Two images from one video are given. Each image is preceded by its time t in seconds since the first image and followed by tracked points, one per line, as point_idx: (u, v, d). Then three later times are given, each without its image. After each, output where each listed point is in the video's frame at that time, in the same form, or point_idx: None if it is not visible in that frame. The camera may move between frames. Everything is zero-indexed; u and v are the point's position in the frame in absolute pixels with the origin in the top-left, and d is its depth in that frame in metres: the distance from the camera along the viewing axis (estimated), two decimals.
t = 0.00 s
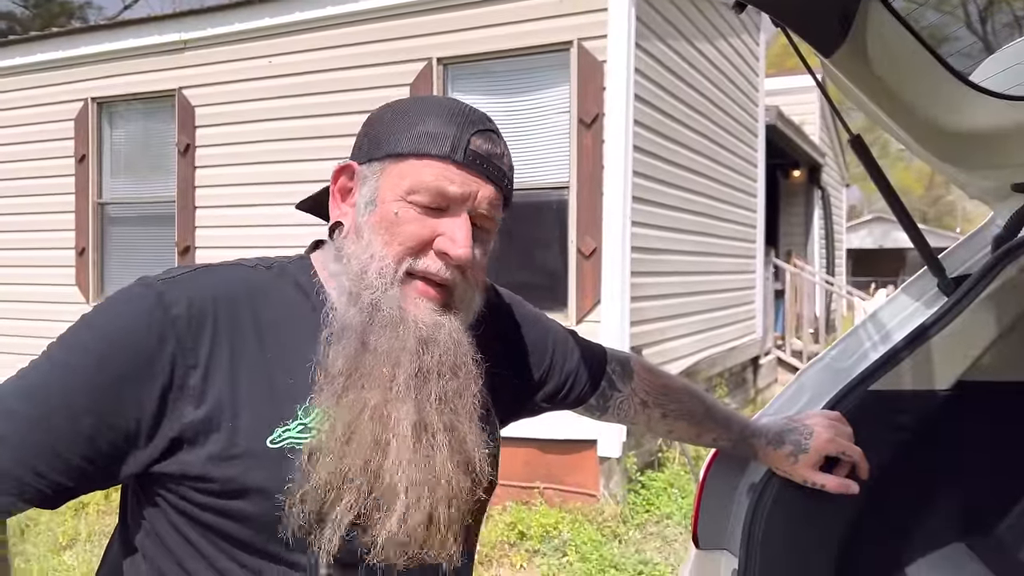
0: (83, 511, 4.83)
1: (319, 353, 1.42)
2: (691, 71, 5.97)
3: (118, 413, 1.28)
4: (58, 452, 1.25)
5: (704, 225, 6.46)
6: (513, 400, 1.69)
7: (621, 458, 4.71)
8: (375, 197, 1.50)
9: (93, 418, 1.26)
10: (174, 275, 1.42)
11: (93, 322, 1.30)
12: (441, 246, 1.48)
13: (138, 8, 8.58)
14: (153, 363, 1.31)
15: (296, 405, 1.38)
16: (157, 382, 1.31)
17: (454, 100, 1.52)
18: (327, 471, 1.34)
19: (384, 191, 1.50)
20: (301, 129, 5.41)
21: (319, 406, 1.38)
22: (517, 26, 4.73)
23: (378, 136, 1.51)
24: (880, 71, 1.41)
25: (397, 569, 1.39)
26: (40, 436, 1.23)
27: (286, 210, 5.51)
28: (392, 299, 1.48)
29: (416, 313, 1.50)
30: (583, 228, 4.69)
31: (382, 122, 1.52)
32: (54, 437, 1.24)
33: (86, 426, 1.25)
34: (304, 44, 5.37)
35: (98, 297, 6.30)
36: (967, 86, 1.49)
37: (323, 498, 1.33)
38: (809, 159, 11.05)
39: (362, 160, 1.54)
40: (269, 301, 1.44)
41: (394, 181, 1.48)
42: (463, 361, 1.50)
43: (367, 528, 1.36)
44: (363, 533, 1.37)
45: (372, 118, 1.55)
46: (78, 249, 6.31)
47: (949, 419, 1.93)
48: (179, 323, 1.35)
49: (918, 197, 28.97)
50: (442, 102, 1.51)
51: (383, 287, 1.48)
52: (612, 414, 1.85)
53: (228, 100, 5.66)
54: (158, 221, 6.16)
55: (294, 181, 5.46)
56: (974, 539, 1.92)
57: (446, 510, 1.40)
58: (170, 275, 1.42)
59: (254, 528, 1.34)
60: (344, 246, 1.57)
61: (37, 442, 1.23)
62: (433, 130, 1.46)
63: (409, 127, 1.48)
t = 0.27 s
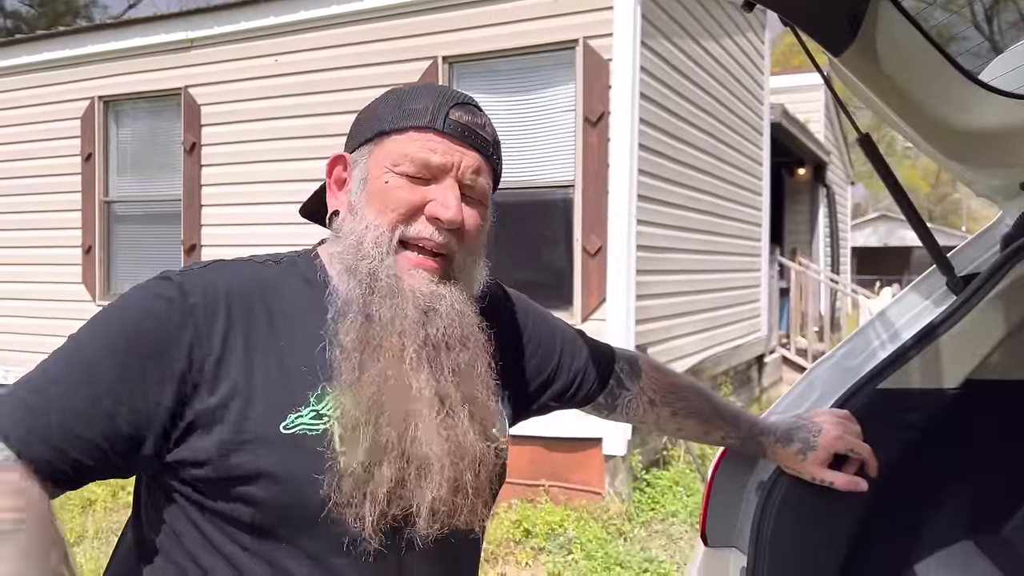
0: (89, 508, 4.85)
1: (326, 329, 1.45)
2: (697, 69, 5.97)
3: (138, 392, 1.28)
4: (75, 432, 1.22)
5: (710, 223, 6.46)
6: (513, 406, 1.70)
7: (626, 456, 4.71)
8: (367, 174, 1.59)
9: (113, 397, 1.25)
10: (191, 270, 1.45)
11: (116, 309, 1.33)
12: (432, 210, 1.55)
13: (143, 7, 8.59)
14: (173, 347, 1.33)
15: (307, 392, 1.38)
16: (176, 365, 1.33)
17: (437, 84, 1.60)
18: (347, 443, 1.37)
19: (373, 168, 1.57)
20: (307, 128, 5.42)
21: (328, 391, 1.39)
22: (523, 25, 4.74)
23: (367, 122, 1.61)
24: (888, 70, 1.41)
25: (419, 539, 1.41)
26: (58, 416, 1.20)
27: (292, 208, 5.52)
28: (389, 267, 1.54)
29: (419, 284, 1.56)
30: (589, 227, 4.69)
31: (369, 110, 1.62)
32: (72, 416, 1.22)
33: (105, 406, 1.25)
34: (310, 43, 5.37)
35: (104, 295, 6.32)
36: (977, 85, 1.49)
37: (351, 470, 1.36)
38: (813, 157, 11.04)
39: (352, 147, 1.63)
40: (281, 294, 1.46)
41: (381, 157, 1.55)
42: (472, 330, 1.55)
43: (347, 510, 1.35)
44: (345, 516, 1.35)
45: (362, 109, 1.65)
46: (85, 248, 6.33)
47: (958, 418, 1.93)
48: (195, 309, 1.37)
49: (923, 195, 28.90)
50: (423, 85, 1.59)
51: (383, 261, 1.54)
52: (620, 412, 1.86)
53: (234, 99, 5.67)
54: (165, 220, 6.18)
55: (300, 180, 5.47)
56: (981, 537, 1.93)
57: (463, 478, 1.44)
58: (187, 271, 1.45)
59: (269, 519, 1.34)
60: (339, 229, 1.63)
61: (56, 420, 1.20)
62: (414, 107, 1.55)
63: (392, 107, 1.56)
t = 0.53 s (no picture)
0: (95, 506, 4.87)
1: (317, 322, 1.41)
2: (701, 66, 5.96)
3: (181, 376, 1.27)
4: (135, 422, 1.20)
5: (714, 221, 6.45)
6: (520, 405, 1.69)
7: (631, 454, 4.70)
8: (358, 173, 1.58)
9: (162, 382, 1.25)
10: (203, 263, 1.45)
11: (141, 308, 1.33)
12: (424, 205, 1.50)
13: (147, 4, 8.60)
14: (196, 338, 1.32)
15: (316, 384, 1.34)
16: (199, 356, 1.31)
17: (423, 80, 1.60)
18: (347, 437, 1.33)
19: (363, 165, 1.56)
20: (311, 125, 5.42)
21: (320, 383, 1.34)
22: (527, 22, 4.73)
23: (356, 120, 1.61)
24: (897, 68, 1.41)
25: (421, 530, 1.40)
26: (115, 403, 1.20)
27: (296, 206, 5.53)
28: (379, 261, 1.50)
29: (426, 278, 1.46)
30: (593, 224, 4.70)
31: (358, 108, 1.62)
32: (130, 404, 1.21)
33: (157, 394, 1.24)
34: (314, 41, 5.37)
35: (109, 293, 6.33)
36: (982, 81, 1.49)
37: (348, 463, 1.32)
38: (818, 154, 11.02)
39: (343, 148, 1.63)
40: (286, 281, 1.46)
41: (372, 154, 1.55)
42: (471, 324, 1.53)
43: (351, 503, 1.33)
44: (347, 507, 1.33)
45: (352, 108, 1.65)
46: (90, 245, 6.34)
47: (963, 414, 1.94)
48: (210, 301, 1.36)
49: (927, 193, 28.85)
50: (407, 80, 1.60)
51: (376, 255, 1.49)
52: (627, 410, 1.87)
53: (238, 96, 5.68)
54: (169, 217, 6.19)
55: (304, 177, 5.48)
56: (987, 534, 1.92)
57: (463, 468, 1.43)
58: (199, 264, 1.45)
59: (289, 525, 1.32)
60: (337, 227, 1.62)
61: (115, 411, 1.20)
62: (402, 102, 1.55)
63: (380, 103, 1.57)
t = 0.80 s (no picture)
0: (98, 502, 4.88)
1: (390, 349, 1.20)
2: (704, 65, 5.96)
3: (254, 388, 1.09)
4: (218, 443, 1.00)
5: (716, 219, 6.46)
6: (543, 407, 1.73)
7: (633, 452, 4.71)
8: (431, 187, 1.34)
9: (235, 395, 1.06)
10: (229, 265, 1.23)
11: (174, 319, 1.11)
12: (501, 232, 1.37)
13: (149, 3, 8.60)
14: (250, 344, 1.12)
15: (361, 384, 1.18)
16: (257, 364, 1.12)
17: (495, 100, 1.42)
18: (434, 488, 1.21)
19: (441, 181, 1.34)
20: (314, 123, 5.42)
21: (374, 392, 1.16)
22: (529, 20, 4.73)
23: (417, 126, 1.35)
24: (900, 67, 1.41)
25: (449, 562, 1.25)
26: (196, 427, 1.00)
27: (299, 204, 5.53)
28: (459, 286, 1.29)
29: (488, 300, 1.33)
30: (595, 222, 4.69)
31: (414, 112, 1.37)
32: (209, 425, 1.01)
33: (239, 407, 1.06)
34: (317, 38, 5.37)
35: (111, 291, 6.34)
36: (988, 80, 1.48)
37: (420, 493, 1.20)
38: (820, 152, 11.02)
39: (408, 151, 1.35)
40: (327, 277, 1.27)
41: (455, 170, 1.33)
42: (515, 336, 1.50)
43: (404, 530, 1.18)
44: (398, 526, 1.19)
45: (404, 109, 1.39)
46: (92, 243, 6.34)
47: (965, 413, 1.93)
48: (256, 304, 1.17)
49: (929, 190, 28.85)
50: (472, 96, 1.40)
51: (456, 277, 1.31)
52: (630, 410, 1.87)
53: (241, 94, 5.68)
54: (172, 215, 6.20)
55: (307, 175, 5.48)
56: (991, 533, 1.93)
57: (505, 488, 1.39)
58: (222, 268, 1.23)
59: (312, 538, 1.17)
60: (389, 238, 1.34)
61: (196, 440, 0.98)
62: (481, 120, 1.35)
63: (454, 114, 1.35)
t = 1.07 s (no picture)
0: (100, 498, 4.89)
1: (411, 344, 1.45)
2: (705, 61, 5.96)
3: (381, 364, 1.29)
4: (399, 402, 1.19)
5: (717, 216, 6.46)
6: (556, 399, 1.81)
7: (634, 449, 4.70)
8: (411, 196, 1.47)
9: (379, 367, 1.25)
10: (290, 260, 1.34)
11: (292, 307, 1.22)
12: (488, 228, 1.49)
13: None
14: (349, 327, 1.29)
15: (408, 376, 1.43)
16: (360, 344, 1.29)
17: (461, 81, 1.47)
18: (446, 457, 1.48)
19: (420, 188, 1.45)
20: (315, 120, 5.42)
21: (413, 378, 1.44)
22: (531, 17, 4.73)
23: (389, 136, 1.46)
24: (900, 61, 1.41)
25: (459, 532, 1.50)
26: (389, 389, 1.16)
27: (300, 201, 5.53)
28: (453, 289, 1.50)
29: (479, 297, 1.54)
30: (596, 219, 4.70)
31: (385, 120, 1.47)
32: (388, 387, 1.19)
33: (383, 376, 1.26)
34: (318, 35, 5.37)
35: (112, 287, 6.34)
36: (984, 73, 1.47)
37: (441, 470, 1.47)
38: (821, 149, 11.01)
39: (384, 161, 1.48)
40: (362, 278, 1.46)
41: (432, 174, 1.44)
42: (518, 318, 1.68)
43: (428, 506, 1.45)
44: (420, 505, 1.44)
45: (377, 114, 1.49)
46: (93, 240, 6.34)
47: (965, 411, 1.93)
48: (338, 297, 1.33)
49: (930, 187, 28.82)
50: (438, 87, 1.44)
51: (448, 282, 1.50)
52: (632, 405, 1.90)
53: (242, 91, 5.68)
54: (173, 212, 6.20)
55: (308, 172, 5.48)
56: (990, 529, 1.95)
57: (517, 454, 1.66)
58: (284, 262, 1.33)
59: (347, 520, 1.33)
60: (381, 250, 1.53)
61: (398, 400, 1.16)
62: (445, 117, 1.41)
63: (420, 118, 1.42)
